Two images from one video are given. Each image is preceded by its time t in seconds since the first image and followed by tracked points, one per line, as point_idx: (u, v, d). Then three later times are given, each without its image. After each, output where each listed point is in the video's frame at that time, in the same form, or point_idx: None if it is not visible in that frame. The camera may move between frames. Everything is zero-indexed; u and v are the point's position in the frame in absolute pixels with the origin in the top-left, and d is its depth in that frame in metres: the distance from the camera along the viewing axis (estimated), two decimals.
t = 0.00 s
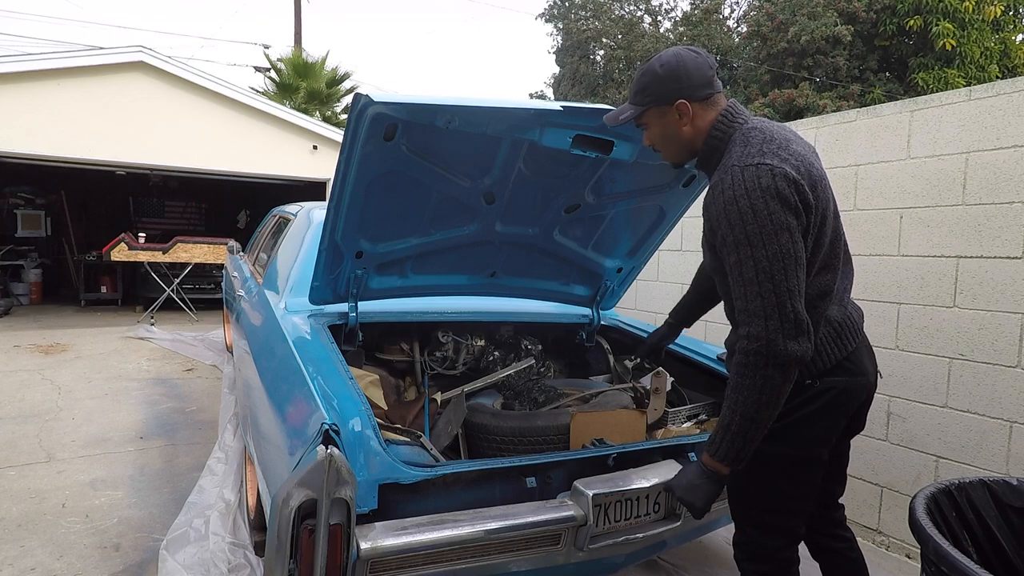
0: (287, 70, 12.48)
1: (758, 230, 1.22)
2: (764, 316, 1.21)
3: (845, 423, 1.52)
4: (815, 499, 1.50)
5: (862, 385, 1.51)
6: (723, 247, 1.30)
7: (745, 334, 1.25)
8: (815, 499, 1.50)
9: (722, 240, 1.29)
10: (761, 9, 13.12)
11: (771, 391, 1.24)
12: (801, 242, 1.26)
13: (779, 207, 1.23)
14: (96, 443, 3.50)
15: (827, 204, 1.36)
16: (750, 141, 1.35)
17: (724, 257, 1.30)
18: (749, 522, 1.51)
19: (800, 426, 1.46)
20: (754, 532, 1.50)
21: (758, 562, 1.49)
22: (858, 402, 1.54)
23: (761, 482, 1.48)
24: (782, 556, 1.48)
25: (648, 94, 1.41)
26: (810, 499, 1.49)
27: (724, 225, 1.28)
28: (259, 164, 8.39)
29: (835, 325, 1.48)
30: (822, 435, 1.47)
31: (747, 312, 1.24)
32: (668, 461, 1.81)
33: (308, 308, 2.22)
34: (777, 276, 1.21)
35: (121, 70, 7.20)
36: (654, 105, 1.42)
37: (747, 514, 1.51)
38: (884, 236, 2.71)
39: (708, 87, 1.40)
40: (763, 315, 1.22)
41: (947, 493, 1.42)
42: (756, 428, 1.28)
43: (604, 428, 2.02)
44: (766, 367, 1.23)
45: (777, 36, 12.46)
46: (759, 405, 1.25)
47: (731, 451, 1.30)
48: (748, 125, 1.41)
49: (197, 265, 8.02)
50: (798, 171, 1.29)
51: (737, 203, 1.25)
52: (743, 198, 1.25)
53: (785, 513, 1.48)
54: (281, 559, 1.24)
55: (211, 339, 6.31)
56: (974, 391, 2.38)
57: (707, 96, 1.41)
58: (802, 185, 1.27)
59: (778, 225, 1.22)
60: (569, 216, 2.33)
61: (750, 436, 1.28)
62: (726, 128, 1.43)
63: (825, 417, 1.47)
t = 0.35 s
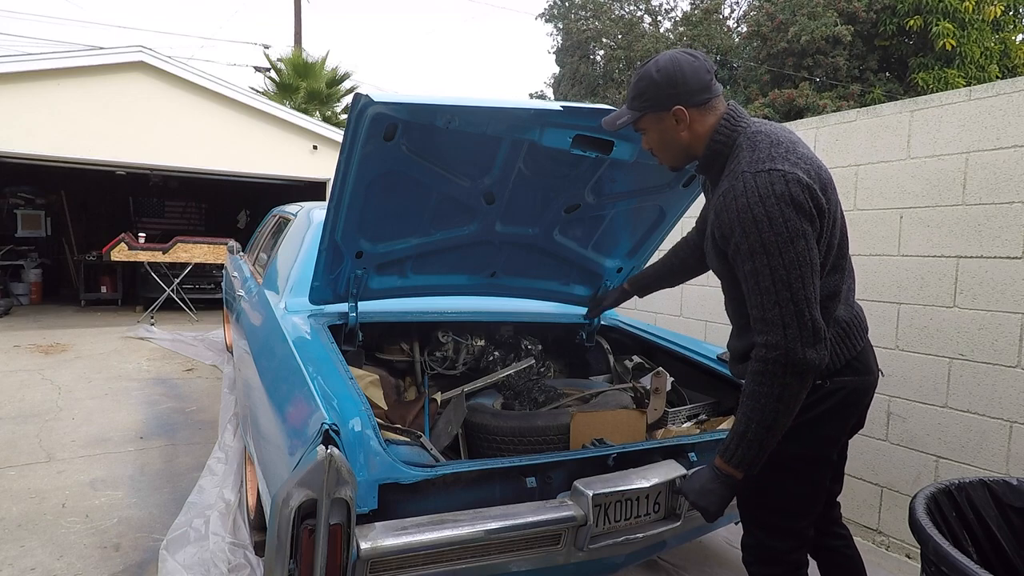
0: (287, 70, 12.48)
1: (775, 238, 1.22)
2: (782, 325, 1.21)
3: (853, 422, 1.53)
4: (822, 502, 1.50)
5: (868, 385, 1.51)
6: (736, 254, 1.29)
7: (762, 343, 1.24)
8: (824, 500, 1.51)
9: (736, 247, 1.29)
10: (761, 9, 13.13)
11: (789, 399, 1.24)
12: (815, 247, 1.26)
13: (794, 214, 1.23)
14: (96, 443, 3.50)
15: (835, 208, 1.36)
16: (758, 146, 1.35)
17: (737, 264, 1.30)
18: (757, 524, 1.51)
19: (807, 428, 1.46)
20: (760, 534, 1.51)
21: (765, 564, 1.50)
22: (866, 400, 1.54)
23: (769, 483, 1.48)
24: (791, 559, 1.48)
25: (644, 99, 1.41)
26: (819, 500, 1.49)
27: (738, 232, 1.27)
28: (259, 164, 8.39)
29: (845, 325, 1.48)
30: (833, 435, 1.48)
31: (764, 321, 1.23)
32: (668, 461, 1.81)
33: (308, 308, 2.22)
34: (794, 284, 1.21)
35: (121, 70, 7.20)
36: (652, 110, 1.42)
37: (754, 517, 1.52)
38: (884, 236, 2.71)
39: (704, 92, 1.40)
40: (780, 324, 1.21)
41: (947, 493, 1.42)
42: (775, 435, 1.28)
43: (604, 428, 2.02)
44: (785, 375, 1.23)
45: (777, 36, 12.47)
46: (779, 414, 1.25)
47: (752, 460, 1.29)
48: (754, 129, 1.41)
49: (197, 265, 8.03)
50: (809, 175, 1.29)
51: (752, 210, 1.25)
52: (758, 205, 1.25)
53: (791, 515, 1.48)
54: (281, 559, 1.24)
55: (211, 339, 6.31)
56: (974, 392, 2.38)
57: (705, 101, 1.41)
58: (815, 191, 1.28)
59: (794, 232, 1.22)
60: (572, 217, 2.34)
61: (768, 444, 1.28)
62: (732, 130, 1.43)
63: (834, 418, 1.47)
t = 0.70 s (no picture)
0: (287, 70, 12.48)
1: (776, 227, 1.22)
2: (787, 314, 1.21)
3: (843, 422, 1.53)
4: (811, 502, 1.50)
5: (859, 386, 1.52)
6: (736, 245, 1.29)
7: (767, 334, 1.24)
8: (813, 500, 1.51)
9: (735, 238, 1.28)
10: (761, 9, 13.13)
11: (798, 390, 1.24)
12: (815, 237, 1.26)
13: (795, 203, 1.23)
14: (96, 443, 3.50)
15: (831, 202, 1.36)
16: (756, 137, 1.35)
17: (737, 256, 1.29)
18: (749, 525, 1.51)
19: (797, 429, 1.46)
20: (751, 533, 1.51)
21: (756, 564, 1.50)
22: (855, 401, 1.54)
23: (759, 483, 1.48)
24: (781, 558, 1.49)
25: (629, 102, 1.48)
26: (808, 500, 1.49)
27: (738, 223, 1.27)
28: (259, 164, 8.39)
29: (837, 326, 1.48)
30: (823, 436, 1.47)
31: (768, 311, 1.23)
32: (668, 461, 1.81)
33: (308, 308, 2.22)
34: (797, 273, 1.21)
35: (121, 70, 7.20)
36: (637, 112, 1.48)
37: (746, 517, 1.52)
38: (884, 236, 2.71)
39: (683, 93, 1.41)
40: (785, 314, 1.21)
41: (947, 493, 1.42)
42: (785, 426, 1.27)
43: (604, 428, 2.02)
44: (791, 365, 1.22)
45: (777, 36, 12.47)
46: (786, 404, 1.25)
47: (762, 456, 1.30)
48: (751, 123, 1.41)
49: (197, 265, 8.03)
50: (807, 167, 1.29)
51: (752, 199, 1.25)
52: (758, 193, 1.24)
53: (780, 514, 1.48)
54: (281, 559, 1.24)
55: (211, 339, 6.31)
56: (974, 392, 2.38)
57: (685, 101, 1.41)
58: (813, 181, 1.28)
59: (796, 221, 1.22)
60: (572, 216, 2.34)
61: (780, 436, 1.27)
62: (728, 126, 1.43)
63: (825, 418, 1.47)
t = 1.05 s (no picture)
0: (287, 70, 12.48)
1: (747, 227, 1.23)
2: (751, 314, 1.22)
3: (833, 427, 1.52)
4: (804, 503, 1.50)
5: (851, 388, 1.51)
6: (713, 244, 1.30)
7: (733, 331, 1.26)
8: (802, 501, 1.50)
9: (713, 237, 1.30)
10: (761, 9, 13.13)
11: (758, 388, 1.25)
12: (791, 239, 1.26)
13: (768, 204, 1.23)
14: (96, 443, 3.50)
15: (819, 202, 1.35)
16: (743, 137, 1.34)
17: (714, 253, 1.31)
18: (737, 524, 1.51)
19: (788, 431, 1.45)
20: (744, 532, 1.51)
21: (744, 562, 1.50)
22: (846, 405, 1.54)
23: (748, 483, 1.48)
24: (770, 557, 1.49)
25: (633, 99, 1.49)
26: (797, 501, 1.49)
27: (714, 222, 1.28)
28: (259, 164, 8.39)
29: (826, 331, 1.47)
30: (810, 439, 1.47)
31: (734, 309, 1.25)
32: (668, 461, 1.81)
33: (308, 308, 2.21)
34: (765, 273, 1.21)
35: (121, 70, 7.21)
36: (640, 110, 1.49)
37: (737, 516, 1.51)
38: (884, 236, 2.71)
39: (685, 91, 1.41)
40: (750, 312, 1.22)
41: (947, 493, 1.42)
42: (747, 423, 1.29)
43: (604, 428, 2.02)
44: (753, 363, 1.23)
45: (777, 36, 12.48)
46: (747, 402, 1.26)
47: (724, 450, 1.31)
48: (743, 121, 1.40)
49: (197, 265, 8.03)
50: (790, 168, 1.29)
51: (726, 198, 1.26)
52: (732, 193, 1.25)
53: (773, 515, 1.48)
54: (281, 559, 1.24)
55: (211, 339, 6.31)
56: (974, 392, 2.38)
57: (687, 99, 1.42)
58: (793, 183, 1.27)
59: (766, 222, 1.22)
60: (566, 217, 2.33)
61: (740, 433, 1.29)
62: (722, 125, 1.42)
63: (814, 420, 1.47)
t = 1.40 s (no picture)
0: (287, 70, 12.48)
1: (747, 227, 1.23)
2: (749, 313, 1.22)
3: (840, 427, 1.52)
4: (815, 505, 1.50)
5: (857, 389, 1.51)
6: (714, 242, 1.31)
7: (732, 330, 1.26)
8: (815, 502, 1.50)
9: (715, 236, 1.30)
10: (761, 9, 13.12)
11: (755, 387, 1.25)
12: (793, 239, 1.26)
13: (769, 203, 1.23)
14: (96, 443, 3.50)
15: (823, 201, 1.34)
16: (747, 136, 1.34)
17: (715, 252, 1.31)
18: (747, 525, 1.52)
19: (794, 431, 1.45)
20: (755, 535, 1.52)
21: (756, 566, 1.51)
22: (854, 406, 1.53)
23: (759, 484, 1.49)
24: (781, 561, 1.49)
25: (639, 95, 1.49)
26: (809, 502, 1.49)
27: (715, 221, 1.29)
28: (259, 164, 8.38)
29: (833, 331, 1.47)
30: (817, 439, 1.47)
31: (733, 308, 1.25)
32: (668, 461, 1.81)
33: (308, 308, 2.21)
34: (765, 273, 1.21)
35: (121, 70, 7.21)
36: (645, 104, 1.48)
37: (749, 520, 1.52)
38: (884, 236, 2.71)
39: (690, 89, 1.41)
40: (749, 312, 1.23)
41: (947, 493, 1.42)
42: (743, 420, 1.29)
43: (604, 428, 2.02)
44: (750, 363, 1.24)
45: (777, 36, 12.46)
46: (744, 400, 1.27)
47: (717, 445, 1.32)
48: (748, 120, 1.40)
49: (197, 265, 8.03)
50: (793, 167, 1.28)
51: (727, 197, 1.26)
52: (733, 192, 1.26)
53: (782, 518, 1.48)
54: (281, 559, 1.24)
55: (211, 339, 6.31)
56: (974, 392, 2.38)
57: (692, 97, 1.42)
58: (795, 182, 1.26)
59: (765, 220, 1.22)
60: (567, 217, 2.33)
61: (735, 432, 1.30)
62: (725, 124, 1.42)
63: (820, 420, 1.46)
